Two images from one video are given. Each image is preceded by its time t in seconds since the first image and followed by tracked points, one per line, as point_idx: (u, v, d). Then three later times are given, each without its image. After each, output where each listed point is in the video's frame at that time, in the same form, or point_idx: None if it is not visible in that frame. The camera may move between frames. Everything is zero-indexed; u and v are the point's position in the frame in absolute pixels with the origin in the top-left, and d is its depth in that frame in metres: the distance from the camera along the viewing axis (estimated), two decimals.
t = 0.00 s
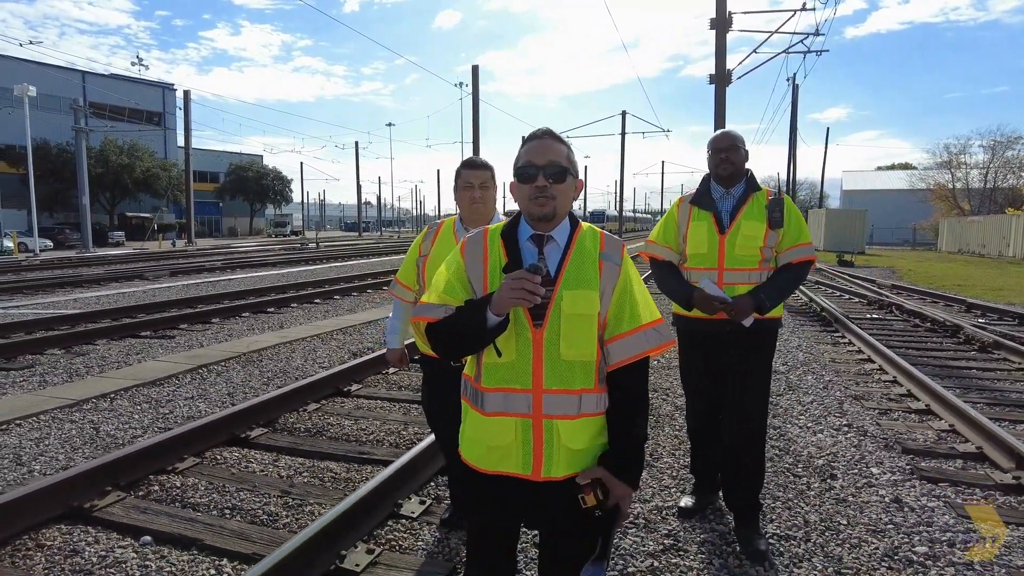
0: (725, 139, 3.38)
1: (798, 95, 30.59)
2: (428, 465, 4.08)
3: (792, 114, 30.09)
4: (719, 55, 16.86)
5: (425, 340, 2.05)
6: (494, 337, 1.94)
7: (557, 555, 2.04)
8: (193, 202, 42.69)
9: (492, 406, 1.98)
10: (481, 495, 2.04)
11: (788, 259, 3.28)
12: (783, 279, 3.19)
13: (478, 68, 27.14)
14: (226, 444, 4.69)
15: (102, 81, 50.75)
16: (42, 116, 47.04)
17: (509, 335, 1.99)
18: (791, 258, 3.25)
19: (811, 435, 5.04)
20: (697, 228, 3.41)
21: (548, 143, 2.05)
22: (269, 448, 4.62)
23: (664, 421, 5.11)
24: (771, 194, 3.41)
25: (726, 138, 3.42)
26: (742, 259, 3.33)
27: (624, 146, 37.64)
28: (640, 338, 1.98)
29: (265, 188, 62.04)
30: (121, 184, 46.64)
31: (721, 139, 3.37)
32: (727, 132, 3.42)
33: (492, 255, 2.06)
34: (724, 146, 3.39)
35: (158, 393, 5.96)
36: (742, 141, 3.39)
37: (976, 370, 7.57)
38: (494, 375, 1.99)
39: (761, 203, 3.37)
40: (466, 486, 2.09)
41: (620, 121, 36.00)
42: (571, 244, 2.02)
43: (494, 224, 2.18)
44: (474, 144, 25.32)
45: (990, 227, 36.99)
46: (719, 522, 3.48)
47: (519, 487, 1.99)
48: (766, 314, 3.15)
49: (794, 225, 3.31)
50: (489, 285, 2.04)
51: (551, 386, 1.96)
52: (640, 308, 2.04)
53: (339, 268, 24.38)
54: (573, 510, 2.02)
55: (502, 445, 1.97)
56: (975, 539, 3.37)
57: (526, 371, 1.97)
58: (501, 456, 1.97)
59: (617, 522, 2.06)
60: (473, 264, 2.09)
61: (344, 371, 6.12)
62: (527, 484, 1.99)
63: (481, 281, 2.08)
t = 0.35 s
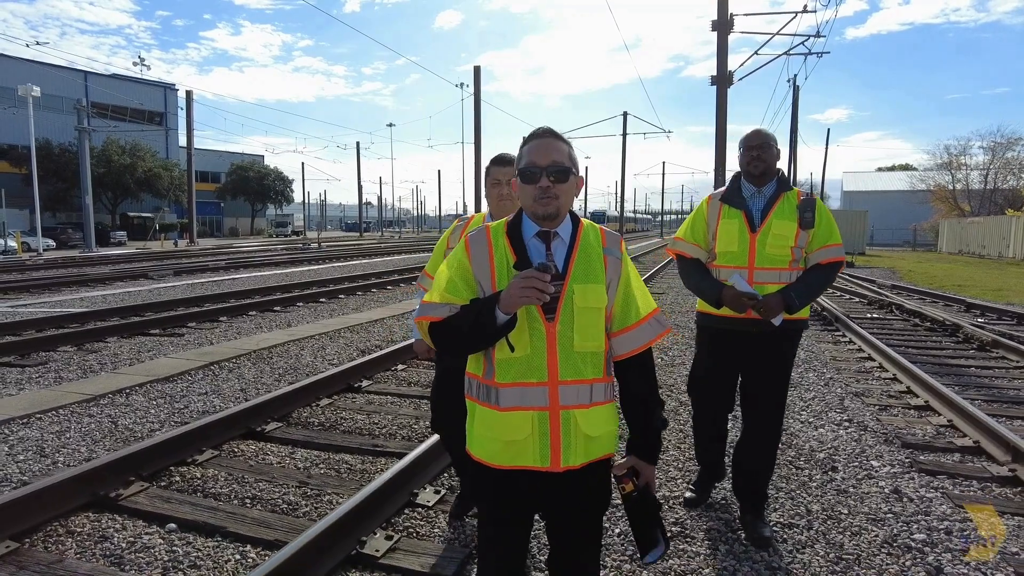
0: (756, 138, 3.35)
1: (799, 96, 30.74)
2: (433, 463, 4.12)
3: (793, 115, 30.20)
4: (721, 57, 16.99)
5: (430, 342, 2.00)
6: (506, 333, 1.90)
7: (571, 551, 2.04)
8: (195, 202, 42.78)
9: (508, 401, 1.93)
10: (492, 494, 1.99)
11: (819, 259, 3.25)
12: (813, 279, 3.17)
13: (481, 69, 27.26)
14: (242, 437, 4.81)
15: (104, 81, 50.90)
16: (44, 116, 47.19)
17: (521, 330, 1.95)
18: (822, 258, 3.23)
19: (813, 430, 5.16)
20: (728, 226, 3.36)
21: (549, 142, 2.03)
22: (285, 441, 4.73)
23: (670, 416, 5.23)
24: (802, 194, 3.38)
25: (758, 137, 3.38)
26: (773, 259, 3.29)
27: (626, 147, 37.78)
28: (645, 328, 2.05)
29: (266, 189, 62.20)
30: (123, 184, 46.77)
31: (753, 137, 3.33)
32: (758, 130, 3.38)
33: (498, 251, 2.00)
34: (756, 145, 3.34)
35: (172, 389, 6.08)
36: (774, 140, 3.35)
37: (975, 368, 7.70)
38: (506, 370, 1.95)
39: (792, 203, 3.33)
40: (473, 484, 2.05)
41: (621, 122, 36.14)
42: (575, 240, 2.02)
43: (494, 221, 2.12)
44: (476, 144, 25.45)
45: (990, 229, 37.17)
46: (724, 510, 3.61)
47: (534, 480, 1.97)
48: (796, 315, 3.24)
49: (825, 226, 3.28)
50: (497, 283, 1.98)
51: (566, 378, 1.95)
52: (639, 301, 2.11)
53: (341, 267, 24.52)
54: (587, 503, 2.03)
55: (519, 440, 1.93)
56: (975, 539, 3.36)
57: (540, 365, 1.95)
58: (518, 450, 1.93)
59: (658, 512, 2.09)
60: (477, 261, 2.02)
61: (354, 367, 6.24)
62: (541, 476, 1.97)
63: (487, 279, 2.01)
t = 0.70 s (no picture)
0: (768, 138, 3.25)
1: (798, 95, 30.81)
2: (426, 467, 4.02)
3: (792, 114, 30.25)
4: (720, 57, 17.05)
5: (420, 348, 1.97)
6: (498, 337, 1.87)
7: (570, 555, 1.99)
8: (196, 202, 42.80)
9: (503, 404, 1.90)
10: (488, 496, 1.96)
11: (829, 263, 3.22)
12: (823, 284, 3.15)
13: (481, 70, 27.32)
14: (248, 436, 4.87)
15: (105, 82, 50.96)
16: (44, 118, 47.26)
17: (513, 333, 1.92)
18: (831, 262, 3.21)
19: (811, 428, 5.23)
20: (739, 227, 3.26)
21: (535, 150, 2.03)
22: (290, 440, 4.80)
23: (669, 414, 5.29)
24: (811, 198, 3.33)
25: (771, 137, 3.27)
26: (784, 262, 3.23)
27: (626, 146, 37.85)
28: (627, 331, 2.08)
29: (266, 189, 62.27)
30: (124, 185, 46.84)
31: (765, 137, 3.23)
32: (769, 130, 3.29)
33: (488, 256, 1.99)
34: (770, 146, 3.24)
35: (178, 389, 6.15)
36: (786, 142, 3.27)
37: (972, 366, 7.77)
38: (499, 374, 1.92)
39: (803, 206, 3.28)
40: (467, 488, 2.01)
41: (621, 121, 36.19)
42: (563, 244, 2.02)
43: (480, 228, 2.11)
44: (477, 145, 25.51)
45: (989, 228, 37.29)
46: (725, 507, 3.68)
47: (528, 481, 1.94)
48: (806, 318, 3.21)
49: (835, 231, 3.25)
50: (488, 288, 1.96)
51: (559, 380, 1.94)
52: (621, 305, 2.12)
53: (342, 268, 24.59)
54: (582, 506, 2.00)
55: (515, 443, 1.89)
56: (975, 539, 3.38)
57: (533, 367, 1.93)
58: (514, 453, 1.90)
59: (627, 506, 2.18)
60: (468, 267, 2.00)
61: (358, 367, 6.31)
62: (536, 478, 1.94)
63: (477, 284, 1.99)
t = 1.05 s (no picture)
0: (746, 137, 3.14)
1: (796, 94, 30.88)
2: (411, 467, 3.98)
3: (790, 113, 30.31)
4: (717, 56, 17.13)
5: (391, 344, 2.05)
6: (464, 332, 1.95)
7: (541, 547, 2.05)
8: (196, 203, 42.88)
9: (468, 397, 1.98)
10: (458, 490, 2.05)
11: (814, 263, 3.11)
12: (807, 284, 3.05)
13: (479, 69, 27.40)
14: (245, 433, 4.96)
15: (105, 83, 51.04)
16: (44, 119, 47.34)
17: (479, 329, 2.00)
18: (814, 262, 3.11)
19: (800, 422, 5.31)
20: (721, 229, 3.12)
21: (496, 150, 2.09)
22: (287, 436, 4.88)
23: (660, 410, 5.38)
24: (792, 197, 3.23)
25: (750, 135, 3.14)
26: (768, 265, 3.11)
27: (624, 145, 37.88)
28: (594, 322, 2.12)
29: (266, 189, 62.37)
30: (124, 186, 46.94)
31: (745, 136, 3.10)
32: (747, 129, 3.18)
33: (454, 255, 2.06)
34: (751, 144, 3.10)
35: (177, 387, 6.24)
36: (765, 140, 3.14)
37: (963, 362, 7.84)
38: (466, 368, 2.00)
39: (784, 205, 3.16)
40: (440, 482, 2.09)
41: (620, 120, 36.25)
42: (528, 241, 2.07)
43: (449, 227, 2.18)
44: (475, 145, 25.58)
45: (988, 225, 37.40)
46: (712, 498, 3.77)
47: (495, 472, 2.02)
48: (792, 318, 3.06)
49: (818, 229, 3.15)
50: (454, 285, 2.04)
51: (524, 372, 2.00)
52: (589, 297, 2.17)
53: (341, 268, 24.68)
54: (550, 496, 2.05)
55: (481, 435, 1.97)
56: (977, 539, 3.35)
57: (498, 361, 2.00)
58: (480, 446, 1.97)
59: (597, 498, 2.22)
60: (434, 266, 2.07)
61: (355, 365, 6.40)
62: (503, 469, 2.02)
63: (444, 281, 2.06)
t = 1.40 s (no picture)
0: (710, 135, 3.15)
1: (795, 93, 30.93)
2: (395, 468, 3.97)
3: (789, 112, 30.36)
4: (715, 57, 17.20)
5: (359, 344, 2.13)
6: (424, 329, 2.04)
7: (514, 539, 2.13)
8: (196, 203, 42.92)
9: (432, 394, 2.07)
10: (427, 484, 2.13)
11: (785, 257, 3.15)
12: (781, 280, 3.10)
13: (479, 70, 27.46)
14: (243, 429, 5.04)
15: (105, 84, 51.11)
16: (45, 120, 47.41)
17: (441, 328, 2.09)
18: (788, 256, 3.16)
19: (789, 419, 5.39)
20: (689, 230, 3.14)
21: (454, 153, 2.17)
22: (283, 432, 4.96)
23: (652, 407, 5.46)
24: (759, 190, 3.25)
25: (712, 133, 3.16)
26: (739, 262, 3.13)
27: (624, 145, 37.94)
28: (558, 316, 2.17)
29: (266, 190, 62.45)
30: (125, 187, 47.00)
31: (708, 135, 3.12)
32: (711, 126, 3.18)
33: (416, 256, 2.13)
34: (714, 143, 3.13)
35: (176, 385, 6.32)
36: (728, 136, 3.16)
37: (954, 360, 7.92)
38: (429, 366, 2.09)
39: (752, 200, 3.19)
40: (413, 477, 2.17)
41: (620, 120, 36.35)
42: (489, 240, 2.14)
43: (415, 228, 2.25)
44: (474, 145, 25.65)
45: (987, 225, 37.46)
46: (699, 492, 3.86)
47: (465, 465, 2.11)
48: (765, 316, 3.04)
49: (787, 222, 3.17)
50: (417, 283, 2.11)
51: (484, 368, 2.08)
52: (554, 291, 2.22)
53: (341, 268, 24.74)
54: (517, 491, 2.11)
55: (443, 429, 2.05)
56: (973, 542, 3.30)
57: (459, 357, 2.08)
58: (444, 440, 2.05)
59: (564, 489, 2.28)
60: (399, 266, 2.15)
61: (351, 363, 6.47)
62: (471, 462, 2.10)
63: (408, 280, 2.14)
